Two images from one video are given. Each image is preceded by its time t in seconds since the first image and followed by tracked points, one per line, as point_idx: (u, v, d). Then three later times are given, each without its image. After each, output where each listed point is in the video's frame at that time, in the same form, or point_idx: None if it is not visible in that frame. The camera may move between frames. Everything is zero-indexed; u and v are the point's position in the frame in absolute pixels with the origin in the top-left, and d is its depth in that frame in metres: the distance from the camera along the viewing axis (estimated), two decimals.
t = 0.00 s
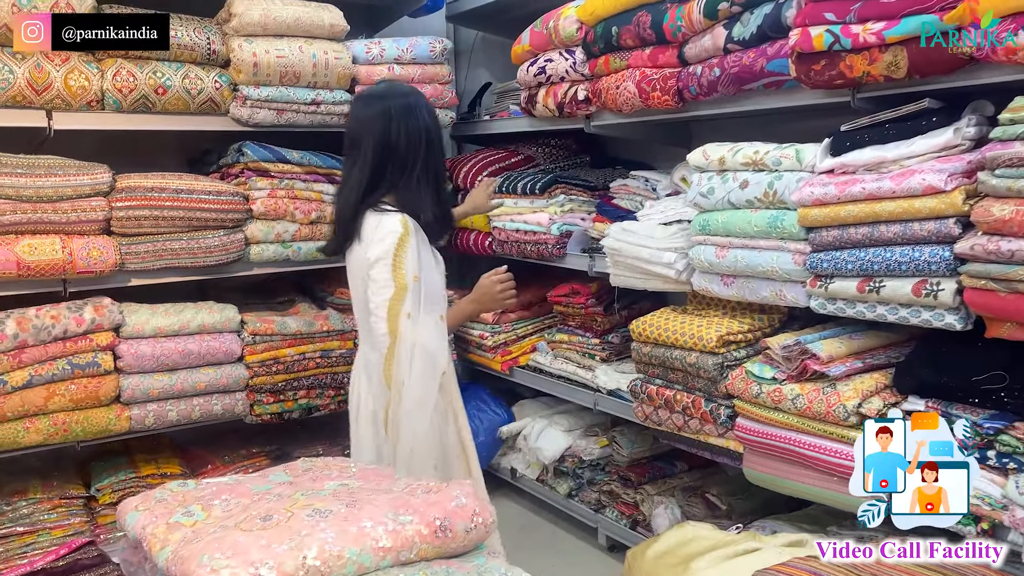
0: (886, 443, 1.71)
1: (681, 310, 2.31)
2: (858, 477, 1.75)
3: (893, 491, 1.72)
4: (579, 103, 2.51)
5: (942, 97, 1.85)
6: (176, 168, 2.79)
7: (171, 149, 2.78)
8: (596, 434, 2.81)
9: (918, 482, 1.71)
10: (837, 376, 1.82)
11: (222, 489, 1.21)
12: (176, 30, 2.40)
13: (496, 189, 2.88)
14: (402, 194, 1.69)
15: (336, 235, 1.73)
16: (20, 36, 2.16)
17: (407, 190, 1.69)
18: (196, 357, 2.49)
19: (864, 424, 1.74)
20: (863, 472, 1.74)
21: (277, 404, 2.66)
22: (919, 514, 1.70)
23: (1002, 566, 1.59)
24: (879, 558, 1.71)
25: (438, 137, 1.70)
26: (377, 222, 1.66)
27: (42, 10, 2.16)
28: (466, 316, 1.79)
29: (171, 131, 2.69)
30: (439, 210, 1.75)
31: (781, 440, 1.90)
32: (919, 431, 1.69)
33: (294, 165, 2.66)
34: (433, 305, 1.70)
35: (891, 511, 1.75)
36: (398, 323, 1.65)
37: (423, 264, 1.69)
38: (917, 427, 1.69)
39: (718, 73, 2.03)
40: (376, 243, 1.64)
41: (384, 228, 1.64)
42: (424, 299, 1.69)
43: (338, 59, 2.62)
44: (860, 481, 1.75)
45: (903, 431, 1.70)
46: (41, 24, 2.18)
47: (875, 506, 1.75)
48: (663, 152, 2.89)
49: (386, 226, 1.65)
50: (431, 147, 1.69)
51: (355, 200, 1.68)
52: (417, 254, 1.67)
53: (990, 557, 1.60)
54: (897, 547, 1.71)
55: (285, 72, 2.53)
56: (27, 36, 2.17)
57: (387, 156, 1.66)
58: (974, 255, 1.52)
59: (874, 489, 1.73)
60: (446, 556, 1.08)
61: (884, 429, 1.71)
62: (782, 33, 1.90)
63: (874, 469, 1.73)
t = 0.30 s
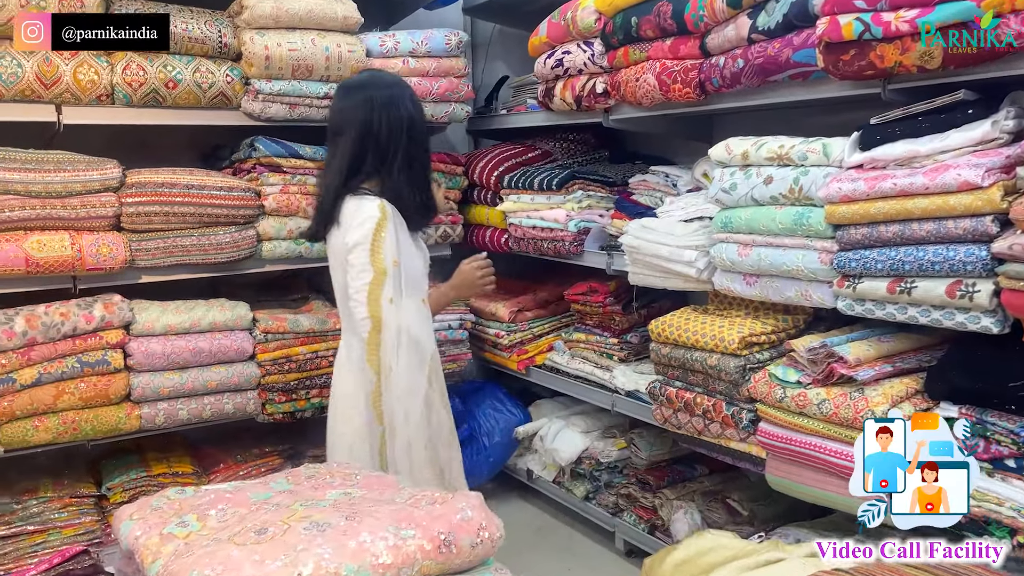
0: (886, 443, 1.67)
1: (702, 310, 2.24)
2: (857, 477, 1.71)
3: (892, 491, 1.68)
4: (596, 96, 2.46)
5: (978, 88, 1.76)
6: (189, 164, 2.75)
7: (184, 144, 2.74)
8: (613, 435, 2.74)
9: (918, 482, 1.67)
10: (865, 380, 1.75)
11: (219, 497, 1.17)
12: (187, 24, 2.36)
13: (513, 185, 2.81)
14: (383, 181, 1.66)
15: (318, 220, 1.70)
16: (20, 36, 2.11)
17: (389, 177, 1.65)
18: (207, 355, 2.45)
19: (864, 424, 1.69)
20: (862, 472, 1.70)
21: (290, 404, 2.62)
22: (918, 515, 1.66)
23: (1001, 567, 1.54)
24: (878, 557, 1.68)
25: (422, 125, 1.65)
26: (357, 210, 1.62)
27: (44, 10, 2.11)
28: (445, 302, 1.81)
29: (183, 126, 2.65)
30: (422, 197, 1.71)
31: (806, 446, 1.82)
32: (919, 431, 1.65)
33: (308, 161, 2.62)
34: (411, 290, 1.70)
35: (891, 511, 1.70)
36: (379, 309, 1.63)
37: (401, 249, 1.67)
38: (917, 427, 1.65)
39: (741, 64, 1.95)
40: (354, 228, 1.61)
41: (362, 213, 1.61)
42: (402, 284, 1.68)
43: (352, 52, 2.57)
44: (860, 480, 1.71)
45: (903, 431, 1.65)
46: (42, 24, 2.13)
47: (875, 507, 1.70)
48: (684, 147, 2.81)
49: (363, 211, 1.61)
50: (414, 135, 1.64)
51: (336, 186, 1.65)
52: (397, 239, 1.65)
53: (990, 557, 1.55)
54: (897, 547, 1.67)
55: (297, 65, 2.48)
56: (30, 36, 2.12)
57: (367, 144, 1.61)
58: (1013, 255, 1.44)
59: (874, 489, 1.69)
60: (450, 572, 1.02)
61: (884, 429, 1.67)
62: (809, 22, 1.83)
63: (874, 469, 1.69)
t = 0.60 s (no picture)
0: (886, 443, 1.64)
1: (733, 313, 2.15)
2: (856, 477, 1.69)
3: (892, 491, 1.66)
4: (624, 91, 2.37)
5: None
6: (209, 161, 2.70)
7: (203, 141, 2.69)
8: (640, 441, 2.66)
9: (918, 482, 1.66)
10: (908, 391, 1.66)
11: (221, 514, 1.11)
12: (205, 18, 2.31)
13: (537, 182, 2.74)
14: (347, 181, 1.50)
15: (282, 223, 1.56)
16: (19, 36, 2.07)
17: (352, 177, 1.49)
18: (225, 356, 2.39)
19: (864, 424, 1.67)
20: (860, 472, 1.68)
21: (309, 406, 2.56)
22: (919, 514, 1.64)
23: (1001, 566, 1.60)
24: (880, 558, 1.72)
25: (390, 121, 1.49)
26: (318, 210, 1.47)
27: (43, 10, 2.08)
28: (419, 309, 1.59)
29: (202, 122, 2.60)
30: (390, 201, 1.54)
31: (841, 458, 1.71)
32: (918, 431, 1.62)
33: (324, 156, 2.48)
34: (383, 289, 1.52)
35: (891, 511, 1.68)
36: (343, 313, 1.45)
37: (370, 247, 1.50)
38: (917, 427, 1.62)
39: (777, 56, 1.85)
40: (316, 228, 1.47)
41: (323, 212, 1.47)
42: (372, 284, 1.50)
43: (372, 47, 2.50)
44: (857, 481, 1.68)
45: (903, 431, 1.62)
46: (41, 23, 2.09)
47: (874, 506, 1.68)
48: (716, 143, 2.71)
49: (325, 210, 1.47)
50: (380, 133, 1.48)
51: (297, 184, 1.50)
52: (362, 236, 1.49)
53: (991, 557, 1.60)
54: (897, 547, 1.70)
55: (317, 60, 2.42)
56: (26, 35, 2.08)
57: (327, 141, 1.46)
58: None
59: (874, 489, 1.67)
60: None
61: (884, 430, 1.64)
62: (849, 10, 1.72)
63: (874, 469, 1.67)
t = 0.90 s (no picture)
0: (886, 443, 1.65)
1: (772, 322, 2.07)
2: (857, 476, 1.70)
3: (892, 492, 1.66)
4: (659, 91, 2.31)
5: None
6: (238, 163, 2.68)
7: (232, 143, 2.68)
8: (673, 451, 2.59)
9: (919, 482, 1.66)
10: (960, 407, 1.57)
11: (241, 532, 1.07)
12: (234, 19, 2.28)
13: (569, 184, 2.68)
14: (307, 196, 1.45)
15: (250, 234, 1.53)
16: (19, 36, 2.05)
17: (310, 194, 1.43)
18: (252, 360, 2.36)
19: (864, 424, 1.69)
20: (861, 470, 1.69)
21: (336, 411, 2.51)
22: (919, 515, 1.63)
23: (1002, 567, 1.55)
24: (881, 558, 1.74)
25: (352, 139, 1.42)
26: (275, 225, 1.44)
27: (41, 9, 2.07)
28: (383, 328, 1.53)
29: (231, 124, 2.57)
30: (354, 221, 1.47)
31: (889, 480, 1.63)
32: (918, 431, 1.63)
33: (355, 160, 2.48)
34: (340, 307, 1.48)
35: (892, 512, 1.67)
36: (292, 332, 1.43)
37: (329, 263, 1.46)
38: (917, 427, 1.63)
39: (820, 55, 1.78)
40: (275, 241, 1.43)
41: (281, 226, 1.43)
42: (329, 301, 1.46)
43: (401, 47, 2.46)
44: (857, 480, 1.70)
45: (903, 431, 1.64)
46: (40, 23, 2.07)
47: (874, 507, 1.68)
48: (754, 145, 2.63)
49: (281, 224, 1.43)
50: (341, 149, 1.42)
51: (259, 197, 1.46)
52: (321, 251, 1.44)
53: (991, 557, 1.55)
54: (897, 547, 1.72)
55: (346, 61, 2.39)
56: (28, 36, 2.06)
57: (287, 154, 1.42)
58: None
59: (874, 490, 1.67)
60: None
61: (883, 429, 1.66)
62: (898, 6, 1.64)
63: (874, 469, 1.68)
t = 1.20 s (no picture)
0: (886, 443, 1.68)
1: (812, 332, 2.00)
2: (858, 476, 1.73)
3: (892, 492, 1.69)
4: (696, 94, 2.26)
5: None
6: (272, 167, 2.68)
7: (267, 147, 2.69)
8: (709, 462, 2.53)
9: (919, 482, 1.67)
10: (1010, 426, 1.50)
11: (261, 550, 1.05)
12: (268, 25, 2.28)
13: (603, 189, 2.64)
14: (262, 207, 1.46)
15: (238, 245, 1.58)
16: (20, 35, 2.00)
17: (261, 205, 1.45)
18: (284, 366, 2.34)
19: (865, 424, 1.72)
20: (862, 471, 1.72)
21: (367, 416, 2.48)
22: (918, 515, 1.64)
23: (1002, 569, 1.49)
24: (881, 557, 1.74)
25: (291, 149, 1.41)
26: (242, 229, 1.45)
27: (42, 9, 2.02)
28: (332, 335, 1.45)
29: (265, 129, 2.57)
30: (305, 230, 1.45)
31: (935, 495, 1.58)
32: (919, 431, 1.64)
33: (387, 164, 2.46)
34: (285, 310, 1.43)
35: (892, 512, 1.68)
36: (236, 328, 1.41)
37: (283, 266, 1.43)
38: (917, 427, 1.65)
39: (865, 58, 1.71)
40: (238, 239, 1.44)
41: (244, 227, 1.43)
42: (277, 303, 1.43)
43: (435, 51, 2.44)
44: (858, 480, 1.73)
45: (903, 431, 1.66)
46: (41, 22, 2.02)
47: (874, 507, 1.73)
48: (794, 149, 2.56)
49: (244, 226, 1.43)
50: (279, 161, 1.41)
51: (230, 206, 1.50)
52: (272, 252, 1.42)
53: (990, 557, 1.50)
54: (897, 547, 1.71)
55: (378, 65, 2.37)
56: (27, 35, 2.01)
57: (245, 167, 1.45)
58: None
59: (874, 490, 1.71)
60: None
61: (884, 429, 1.68)
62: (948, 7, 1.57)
63: (874, 469, 1.70)
